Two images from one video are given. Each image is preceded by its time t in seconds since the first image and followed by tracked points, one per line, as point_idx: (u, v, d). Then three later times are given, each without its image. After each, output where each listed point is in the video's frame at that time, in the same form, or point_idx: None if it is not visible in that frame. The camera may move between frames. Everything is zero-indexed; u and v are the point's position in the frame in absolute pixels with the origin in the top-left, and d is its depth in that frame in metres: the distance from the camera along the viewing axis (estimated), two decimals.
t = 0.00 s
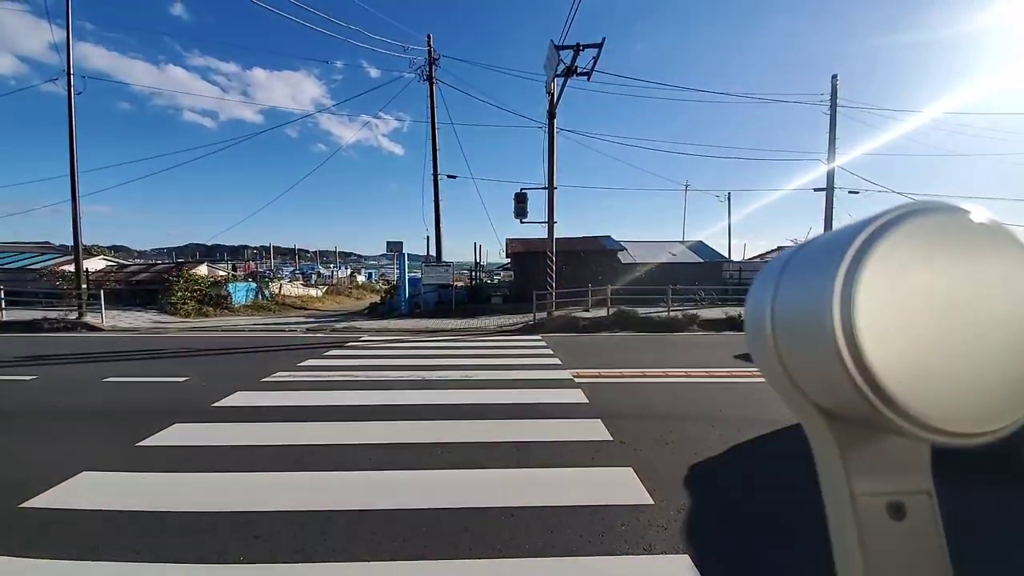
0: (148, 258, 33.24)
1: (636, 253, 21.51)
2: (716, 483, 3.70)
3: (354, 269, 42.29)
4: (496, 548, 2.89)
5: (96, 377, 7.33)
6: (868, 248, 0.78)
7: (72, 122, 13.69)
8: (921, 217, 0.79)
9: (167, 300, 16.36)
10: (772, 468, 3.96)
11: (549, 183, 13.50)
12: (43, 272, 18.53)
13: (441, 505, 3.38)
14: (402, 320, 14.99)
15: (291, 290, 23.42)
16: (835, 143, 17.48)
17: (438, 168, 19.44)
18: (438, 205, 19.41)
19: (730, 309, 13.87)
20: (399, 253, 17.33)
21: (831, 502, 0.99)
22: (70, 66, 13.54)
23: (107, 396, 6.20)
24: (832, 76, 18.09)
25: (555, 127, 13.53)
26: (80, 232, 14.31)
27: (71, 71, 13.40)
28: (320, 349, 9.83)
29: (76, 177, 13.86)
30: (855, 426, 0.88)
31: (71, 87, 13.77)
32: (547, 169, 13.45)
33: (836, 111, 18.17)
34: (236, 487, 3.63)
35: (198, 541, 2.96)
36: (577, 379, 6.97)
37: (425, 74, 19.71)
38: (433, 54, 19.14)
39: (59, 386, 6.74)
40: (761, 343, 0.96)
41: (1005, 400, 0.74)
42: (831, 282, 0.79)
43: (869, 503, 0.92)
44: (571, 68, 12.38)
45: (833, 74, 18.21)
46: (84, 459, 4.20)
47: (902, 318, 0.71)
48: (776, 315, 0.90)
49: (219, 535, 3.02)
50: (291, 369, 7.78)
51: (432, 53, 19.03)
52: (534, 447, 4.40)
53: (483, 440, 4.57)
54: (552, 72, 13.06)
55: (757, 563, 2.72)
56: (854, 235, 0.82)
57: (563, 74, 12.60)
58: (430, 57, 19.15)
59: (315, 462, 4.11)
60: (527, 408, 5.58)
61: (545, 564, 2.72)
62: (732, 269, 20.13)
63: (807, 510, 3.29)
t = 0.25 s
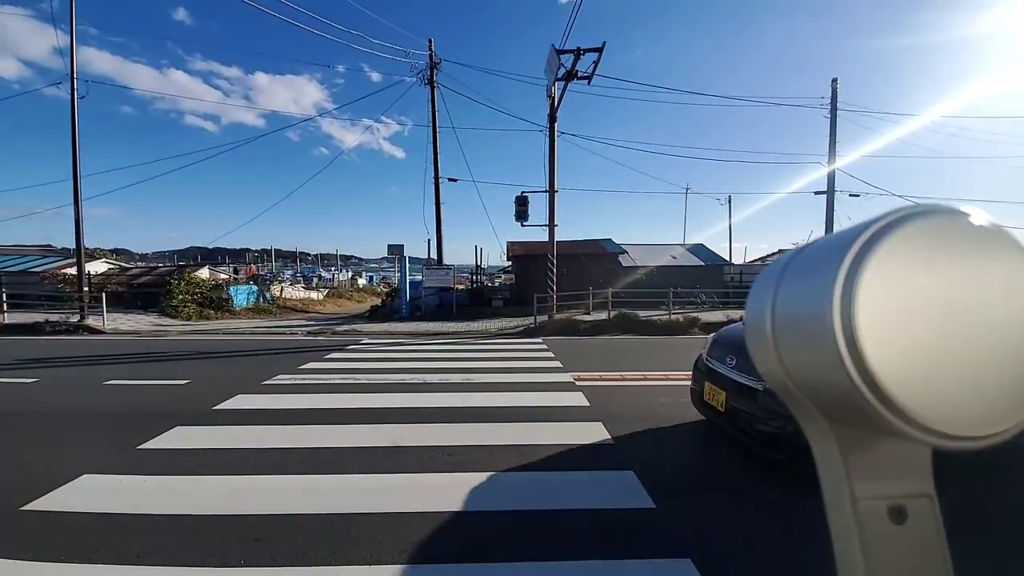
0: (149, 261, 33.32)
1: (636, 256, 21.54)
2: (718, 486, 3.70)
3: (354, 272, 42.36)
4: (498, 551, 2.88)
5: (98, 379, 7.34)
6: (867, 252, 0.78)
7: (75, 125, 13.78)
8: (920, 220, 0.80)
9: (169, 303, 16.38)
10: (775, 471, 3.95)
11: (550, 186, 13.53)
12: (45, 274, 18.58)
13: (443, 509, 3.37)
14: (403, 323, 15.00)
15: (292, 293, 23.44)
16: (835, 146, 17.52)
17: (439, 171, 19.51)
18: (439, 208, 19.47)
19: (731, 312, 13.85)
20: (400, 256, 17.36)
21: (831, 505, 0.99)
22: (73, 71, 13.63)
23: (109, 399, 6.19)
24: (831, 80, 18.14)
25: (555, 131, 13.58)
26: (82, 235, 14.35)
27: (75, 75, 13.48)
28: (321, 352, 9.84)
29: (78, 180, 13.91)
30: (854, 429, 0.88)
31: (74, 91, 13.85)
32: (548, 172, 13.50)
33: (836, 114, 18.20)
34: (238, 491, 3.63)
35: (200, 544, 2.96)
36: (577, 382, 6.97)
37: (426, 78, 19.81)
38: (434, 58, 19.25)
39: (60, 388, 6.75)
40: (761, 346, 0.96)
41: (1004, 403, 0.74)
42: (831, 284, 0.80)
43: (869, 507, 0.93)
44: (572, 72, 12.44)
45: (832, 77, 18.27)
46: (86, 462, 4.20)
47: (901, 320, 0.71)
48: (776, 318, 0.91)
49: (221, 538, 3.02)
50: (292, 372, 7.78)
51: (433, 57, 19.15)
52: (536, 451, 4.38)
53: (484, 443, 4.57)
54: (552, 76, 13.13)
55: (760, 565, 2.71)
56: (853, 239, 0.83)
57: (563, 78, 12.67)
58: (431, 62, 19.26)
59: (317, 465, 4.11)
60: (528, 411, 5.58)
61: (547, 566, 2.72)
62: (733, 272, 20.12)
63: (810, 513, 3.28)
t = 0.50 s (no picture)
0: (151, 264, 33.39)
1: (637, 258, 21.54)
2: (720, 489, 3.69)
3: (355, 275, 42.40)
4: (501, 555, 2.87)
5: (99, 382, 7.33)
6: (867, 252, 0.79)
7: (77, 129, 13.83)
8: (921, 220, 0.80)
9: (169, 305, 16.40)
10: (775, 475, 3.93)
11: (550, 189, 13.56)
12: (46, 277, 18.60)
13: (443, 513, 3.36)
14: (403, 325, 15.00)
15: (292, 296, 23.46)
16: (835, 147, 17.54)
17: (440, 174, 19.55)
18: (440, 211, 19.50)
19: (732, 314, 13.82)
20: (400, 259, 17.38)
21: (832, 505, 1.00)
22: (76, 74, 13.70)
23: (110, 402, 6.19)
24: (831, 83, 18.17)
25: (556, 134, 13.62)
26: (84, 238, 14.38)
27: (78, 80, 13.56)
28: (322, 354, 9.83)
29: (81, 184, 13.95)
30: (855, 429, 0.89)
31: (77, 94, 13.91)
32: (549, 176, 13.52)
33: (836, 117, 18.20)
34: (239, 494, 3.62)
35: (202, 548, 2.95)
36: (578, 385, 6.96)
37: (427, 82, 19.88)
38: (435, 62, 19.32)
39: (61, 391, 6.74)
40: (761, 346, 0.97)
41: (1004, 404, 0.75)
42: (831, 284, 0.80)
43: (870, 507, 0.93)
44: (573, 76, 12.48)
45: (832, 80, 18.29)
46: (87, 465, 4.19)
47: (900, 320, 0.72)
48: (776, 318, 0.91)
49: (223, 542, 3.01)
50: (293, 375, 7.77)
51: (434, 61, 19.25)
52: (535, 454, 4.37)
53: (485, 447, 4.56)
54: (553, 80, 13.17)
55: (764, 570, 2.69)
56: (853, 239, 0.83)
57: (564, 81, 12.72)
58: (432, 65, 19.34)
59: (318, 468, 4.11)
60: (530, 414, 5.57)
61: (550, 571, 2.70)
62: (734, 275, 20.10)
63: (809, 517, 3.27)
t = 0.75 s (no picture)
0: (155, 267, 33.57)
1: (639, 262, 21.52)
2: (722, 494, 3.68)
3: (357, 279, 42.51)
4: (502, 558, 2.87)
5: (102, 385, 7.36)
6: (868, 251, 0.80)
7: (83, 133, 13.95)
8: (920, 220, 0.81)
9: (172, 308, 16.46)
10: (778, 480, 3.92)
11: (552, 193, 13.59)
12: (51, 281, 18.70)
13: (446, 516, 3.36)
14: (405, 329, 15.01)
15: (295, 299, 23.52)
16: (837, 150, 17.52)
17: (442, 178, 19.62)
18: (442, 215, 19.55)
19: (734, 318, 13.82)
20: (402, 263, 17.40)
21: (834, 505, 1.00)
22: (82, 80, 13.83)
23: (113, 405, 6.21)
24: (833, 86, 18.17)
25: (558, 138, 13.66)
26: (88, 241, 14.47)
27: (84, 85, 13.68)
28: (324, 358, 9.85)
29: (86, 187, 14.05)
30: (856, 428, 0.89)
31: (83, 100, 14.04)
32: (550, 179, 13.56)
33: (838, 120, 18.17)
34: (241, 497, 3.63)
35: (203, 550, 2.95)
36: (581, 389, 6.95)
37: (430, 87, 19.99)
38: (437, 67, 19.44)
39: (65, 394, 6.77)
40: (761, 346, 0.97)
41: (1004, 403, 0.75)
42: (830, 284, 0.81)
43: (872, 507, 0.93)
44: (575, 80, 12.53)
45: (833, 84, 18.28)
46: (91, 467, 4.21)
47: (899, 320, 0.73)
48: (776, 318, 0.92)
49: (224, 544, 3.01)
50: (295, 378, 7.79)
51: (436, 66, 19.38)
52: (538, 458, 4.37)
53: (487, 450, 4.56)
54: (555, 84, 13.23)
55: None
56: (853, 239, 0.84)
57: (567, 86, 12.76)
58: (435, 70, 19.46)
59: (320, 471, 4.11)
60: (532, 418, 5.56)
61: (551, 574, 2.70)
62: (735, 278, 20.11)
63: (812, 522, 3.27)
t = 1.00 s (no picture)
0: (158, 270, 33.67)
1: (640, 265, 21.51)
2: (724, 500, 3.65)
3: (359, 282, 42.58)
4: (503, 563, 2.86)
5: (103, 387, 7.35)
6: (867, 250, 0.80)
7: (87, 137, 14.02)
8: (922, 220, 0.81)
9: (174, 311, 16.48)
10: (780, 484, 3.91)
11: (553, 196, 13.61)
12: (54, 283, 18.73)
13: (446, 519, 3.35)
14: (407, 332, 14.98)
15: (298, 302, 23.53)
16: (838, 153, 17.52)
17: (443, 181, 19.65)
18: (443, 218, 19.58)
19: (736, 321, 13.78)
20: (404, 266, 17.42)
21: (834, 506, 1.00)
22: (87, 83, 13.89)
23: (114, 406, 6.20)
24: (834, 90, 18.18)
25: (560, 142, 13.69)
26: (91, 244, 14.50)
27: (87, 89, 13.72)
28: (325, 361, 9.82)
29: (89, 190, 14.08)
30: (856, 428, 0.89)
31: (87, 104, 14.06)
32: (552, 182, 13.59)
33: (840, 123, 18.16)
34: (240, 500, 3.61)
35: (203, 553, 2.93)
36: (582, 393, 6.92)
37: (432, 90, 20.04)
38: (439, 70, 19.49)
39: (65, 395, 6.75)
40: (762, 344, 0.98)
41: (1004, 404, 0.75)
42: (830, 284, 0.81)
43: (872, 507, 0.93)
44: (577, 84, 12.57)
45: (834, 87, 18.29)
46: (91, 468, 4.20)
47: (896, 319, 0.73)
48: (776, 318, 0.92)
49: (223, 547, 3.00)
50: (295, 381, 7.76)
51: (438, 70, 19.47)
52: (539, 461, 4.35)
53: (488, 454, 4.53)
54: (557, 87, 13.26)
55: None
56: (853, 239, 0.84)
57: (568, 89, 12.80)
58: (437, 74, 19.54)
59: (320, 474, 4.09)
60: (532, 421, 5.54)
61: None
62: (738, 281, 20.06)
63: (814, 527, 3.25)
